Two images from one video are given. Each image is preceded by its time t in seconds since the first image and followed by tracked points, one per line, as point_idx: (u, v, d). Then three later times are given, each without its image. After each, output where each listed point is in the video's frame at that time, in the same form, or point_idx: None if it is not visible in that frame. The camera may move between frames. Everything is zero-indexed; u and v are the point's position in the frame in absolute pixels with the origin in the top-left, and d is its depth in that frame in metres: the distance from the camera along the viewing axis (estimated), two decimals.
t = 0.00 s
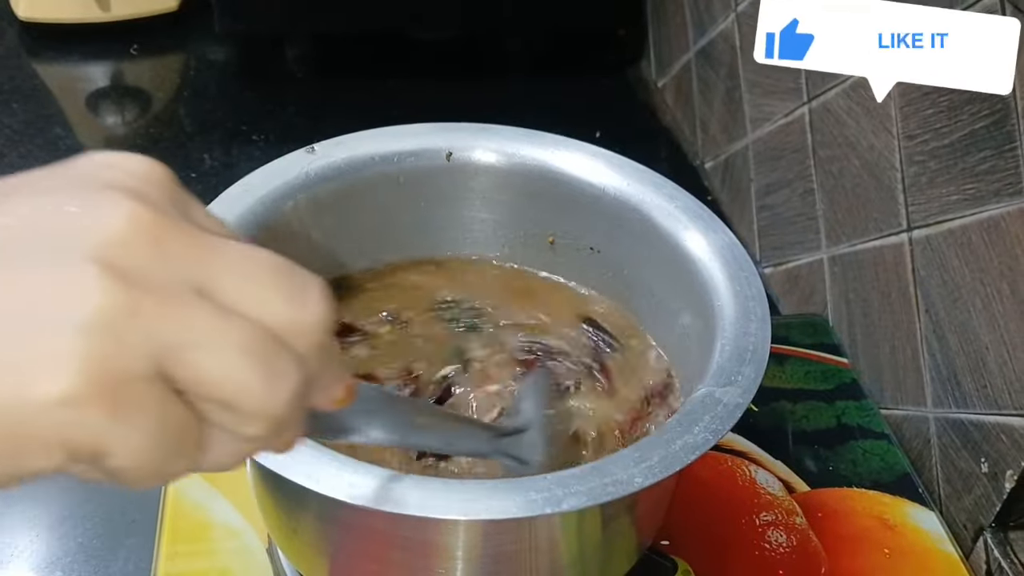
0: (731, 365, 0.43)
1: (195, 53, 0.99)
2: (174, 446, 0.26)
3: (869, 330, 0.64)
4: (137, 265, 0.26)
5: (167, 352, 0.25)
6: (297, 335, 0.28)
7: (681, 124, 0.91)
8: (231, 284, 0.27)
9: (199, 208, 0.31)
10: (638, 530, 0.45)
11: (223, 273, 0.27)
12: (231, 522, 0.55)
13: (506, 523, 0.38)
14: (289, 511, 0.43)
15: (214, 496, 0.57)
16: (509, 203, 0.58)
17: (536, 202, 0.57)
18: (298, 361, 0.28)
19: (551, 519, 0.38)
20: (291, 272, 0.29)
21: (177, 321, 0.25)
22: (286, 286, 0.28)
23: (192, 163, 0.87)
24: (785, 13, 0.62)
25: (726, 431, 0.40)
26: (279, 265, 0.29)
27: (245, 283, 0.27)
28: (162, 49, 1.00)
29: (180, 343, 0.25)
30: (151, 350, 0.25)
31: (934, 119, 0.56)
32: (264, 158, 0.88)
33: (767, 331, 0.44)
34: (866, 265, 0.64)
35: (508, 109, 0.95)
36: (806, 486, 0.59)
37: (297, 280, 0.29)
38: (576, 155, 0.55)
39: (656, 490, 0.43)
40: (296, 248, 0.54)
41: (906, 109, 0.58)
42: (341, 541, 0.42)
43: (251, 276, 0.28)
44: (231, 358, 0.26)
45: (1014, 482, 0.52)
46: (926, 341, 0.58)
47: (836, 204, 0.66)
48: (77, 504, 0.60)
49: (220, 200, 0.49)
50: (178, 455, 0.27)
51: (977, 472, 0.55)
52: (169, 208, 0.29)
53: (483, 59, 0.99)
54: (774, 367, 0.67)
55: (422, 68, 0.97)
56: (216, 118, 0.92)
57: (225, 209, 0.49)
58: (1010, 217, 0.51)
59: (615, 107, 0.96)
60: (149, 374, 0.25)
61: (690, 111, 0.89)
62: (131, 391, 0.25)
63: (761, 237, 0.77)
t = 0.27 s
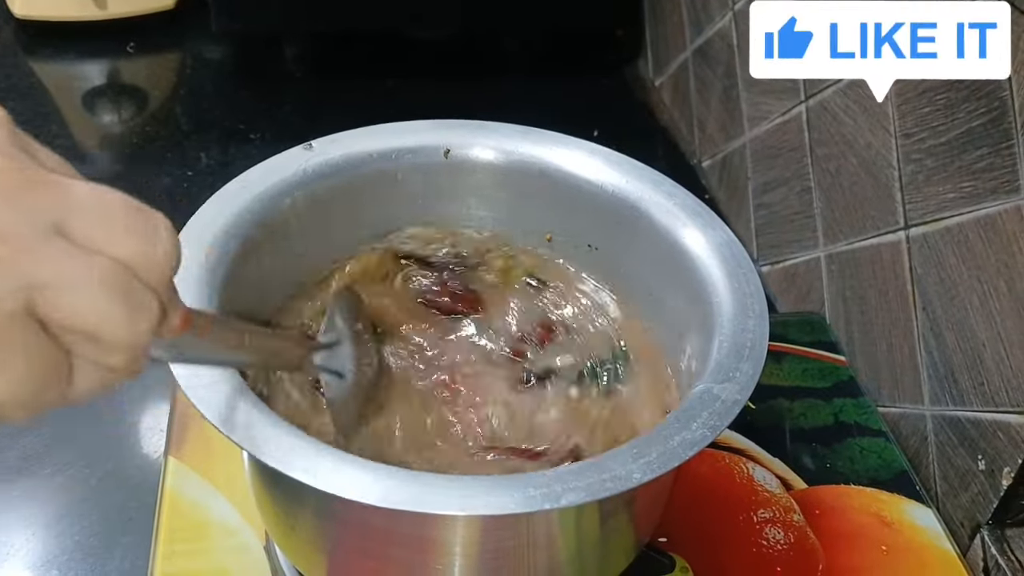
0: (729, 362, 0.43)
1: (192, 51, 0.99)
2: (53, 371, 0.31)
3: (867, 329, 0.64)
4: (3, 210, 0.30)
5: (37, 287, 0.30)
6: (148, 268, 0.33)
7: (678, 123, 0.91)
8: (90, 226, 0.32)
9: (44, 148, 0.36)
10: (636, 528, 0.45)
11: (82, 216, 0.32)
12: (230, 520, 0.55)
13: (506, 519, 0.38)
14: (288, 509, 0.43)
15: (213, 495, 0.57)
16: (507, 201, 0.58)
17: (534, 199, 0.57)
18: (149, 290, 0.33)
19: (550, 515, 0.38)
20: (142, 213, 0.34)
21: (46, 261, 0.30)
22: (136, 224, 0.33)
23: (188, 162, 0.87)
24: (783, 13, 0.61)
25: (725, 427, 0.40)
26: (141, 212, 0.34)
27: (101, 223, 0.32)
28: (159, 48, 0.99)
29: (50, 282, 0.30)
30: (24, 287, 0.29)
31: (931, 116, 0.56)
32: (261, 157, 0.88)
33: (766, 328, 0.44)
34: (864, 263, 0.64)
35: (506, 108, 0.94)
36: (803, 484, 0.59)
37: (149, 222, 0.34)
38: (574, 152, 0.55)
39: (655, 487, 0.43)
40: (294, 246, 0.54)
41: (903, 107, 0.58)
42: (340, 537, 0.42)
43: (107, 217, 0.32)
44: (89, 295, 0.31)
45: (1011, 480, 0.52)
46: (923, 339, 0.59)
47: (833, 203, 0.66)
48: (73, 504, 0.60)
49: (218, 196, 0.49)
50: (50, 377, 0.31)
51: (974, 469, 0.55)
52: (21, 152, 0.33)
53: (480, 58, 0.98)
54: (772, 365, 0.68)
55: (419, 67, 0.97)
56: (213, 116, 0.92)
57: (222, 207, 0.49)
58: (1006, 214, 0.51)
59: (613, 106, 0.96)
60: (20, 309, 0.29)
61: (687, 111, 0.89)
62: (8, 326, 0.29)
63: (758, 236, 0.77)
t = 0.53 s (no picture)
0: (730, 362, 0.43)
1: (194, 52, 0.99)
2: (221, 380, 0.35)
3: (866, 329, 0.65)
4: (176, 240, 0.33)
5: (209, 308, 0.33)
6: (304, 283, 0.36)
7: (679, 124, 0.91)
8: (254, 247, 0.35)
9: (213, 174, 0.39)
10: (636, 527, 0.46)
11: (249, 241, 0.35)
12: (231, 519, 0.56)
13: (507, 518, 0.38)
14: (291, 509, 0.43)
15: (215, 493, 0.57)
16: (509, 201, 0.58)
17: (535, 200, 0.58)
18: (309, 307, 0.36)
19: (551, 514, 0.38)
20: (299, 236, 0.37)
21: (215, 282, 0.33)
22: (297, 243, 0.36)
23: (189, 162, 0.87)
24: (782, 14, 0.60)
25: (726, 426, 0.41)
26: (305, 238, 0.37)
27: (266, 245, 0.35)
28: (160, 48, 1.00)
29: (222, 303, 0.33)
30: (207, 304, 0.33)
31: (931, 118, 0.56)
32: (263, 157, 0.88)
33: (767, 328, 0.45)
34: (864, 265, 0.64)
35: (507, 110, 0.95)
36: (803, 484, 0.60)
37: (305, 243, 0.37)
38: (575, 153, 0.55)
39: (655, 488, 0.44)
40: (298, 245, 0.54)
41: (903, 109, 0.58)
42: (340, 536, 0.42)
43: (267, 237, 0.36)
44: (260, 313, 0.34)
45: (1010, 480, 0.52)
46: (923, 340, 0.59)
47: (833, 204, 0.66)
48: (75, 504, 0.60)
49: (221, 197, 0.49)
50: (217, 384, 0.34)
51: (974, 470, 0.55)
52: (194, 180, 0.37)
53: (481, 59, 0.99)
54: (772, 365, 0.68)
55: (420, 67, 0.97)
56: (214, 117, 0.92)
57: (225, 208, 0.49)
58: (1006, 216, 0.51)
59: (612, 106, 0.96)
60: (195, 327, 0.33)
61: (687, 112, 0.89)
62: (185, 345, 0.33)
63: (759, 237, 0.77)
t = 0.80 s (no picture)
0: (732, 361, 0.43)
1: (196, 52, 1.00)
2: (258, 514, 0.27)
3: (867, 329, 0.65)
4: (209, 351, 0.27)
5: (234, 425, 0.27)
6: (359, 399, 0.29)
7: (680, 125, 0.91)
8: (301, 355, 0.28)
9: (272, 272, 0.32)
10: (638, 526, 0.46)
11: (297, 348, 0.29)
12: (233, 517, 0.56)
13: (510, 516, 0.38)
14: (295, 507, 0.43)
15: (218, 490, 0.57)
16: (511, 202, 0.58)
17: (538, 200, 0.58)
18: (355, 425, 0.29)
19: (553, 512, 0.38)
20: (357, 339, 0.30)
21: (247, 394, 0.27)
22: (343, 344, 0.29)
23: (191, 163, 0.88)
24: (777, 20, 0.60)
25: (727, 425, 0.41)
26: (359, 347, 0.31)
27: (315, 351, 0.29)
28: (163, 49, 1.00)
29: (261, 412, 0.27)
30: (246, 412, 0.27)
31: (931, 118, 0.57)
32: (265, 157, 0.89)
33: (768, 327, 0.45)
34: (864, 265, 0.64)
35: (508, 111, 0.95)
36: (804, 483, 0.60)
37: (363, 348, 0.30)
38: (577, 153, 0.55)
39: (656, 487, 0.44)
40: (302, 245, 0.54)
41: (903, 109, 0.59)
42: (342, 532, 0.43)
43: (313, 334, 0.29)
44: (301, 433, 0.27)
45: (1010, 479, 0.53)
46: (923, 341, 0.59)
47: (834, 205, 0.67)
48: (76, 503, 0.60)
49: (226, 196, 0.49)
50: (263, 515, 0.28)
51: (974, 469, 0.55)
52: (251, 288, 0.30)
53: (483, 59, 0.99)
54: (772, 365, 0.68)
55: (421, 68, 0.98)
56: (217, 117, 0.92)
57: (228, 207, 0.49)
58: (1006, 216, 0.52)
59: (613, 107, 0.96)
60: (217, 445, 0.26)
61: (688, 113, 0.89)
62: (198, 463, 0.26)
63: (759, 237, 0.77)
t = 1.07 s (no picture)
0: (732, 363, 0.44)
1: (198, 56, 1.00)
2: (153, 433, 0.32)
3: (867, 332, 0.65)
4: (35, 296, 0.28)
5: (55, 372, 0.28)
6: (197, 353, 0.30)
7: (680, 128, 0.92)
8: (137, 312, 0.29)
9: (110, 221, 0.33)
10: (638, 529, 0.46)
11: (132, 310, 0.29)
12: (237, 519, 0.56)
13: (512, 517, 0.39)
14: (299, 509, 0.44)
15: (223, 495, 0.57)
16: (512, 205, 0.59)
17: (539, 203, 0.58)
18: (199, 374, 0.30)
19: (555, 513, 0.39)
20: (191, 298, 0.31)
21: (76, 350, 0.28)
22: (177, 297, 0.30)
23: (192, 168, 0.88)
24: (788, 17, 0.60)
25: (728, 427, 0.41)
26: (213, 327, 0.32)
27: (137, 301, 0.29)
28: (164, 53, 1.00)
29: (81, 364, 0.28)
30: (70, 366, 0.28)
31: (930, 122, 0.57)
32: (266, 161, 0.89)
33: (768, 329, 0.45)
34: (864, 268, 0.65)
35: (509, 115, 0.95)
36: (805, 486, 0.60)
37: (198, 306, 0.31)
38: (578, 157, 0.56)
39: (658, 488, 0.44)
40: (304, 248, 0.55)
41: (903, 113, 0.59)
42: (345, 534, 0.43)
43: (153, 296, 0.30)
44: (129, 381, 0.28)
45: (1009, 481, 0.53)
46: (923, 343, 0.59)
47: (834, 208, 0.67)
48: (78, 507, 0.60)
49: (229, 200, 0.50)
50: (91, 463, 0.29)
51: (973, 471, 0.56)
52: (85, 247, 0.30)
53: (484, 63, 0.99)
54: (772, 368, 0.68)
55: (422, 71, 0.98)
56: (218, 121, 0.93)
57: (232, 211, 0.49)
58: (1005, 219, 0.52)
59: (613, 110, 0.96)
60: (37, 389, 0.28)
61: (688, 117, 0.90)
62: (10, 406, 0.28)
63: (759, 240, 0.78)
